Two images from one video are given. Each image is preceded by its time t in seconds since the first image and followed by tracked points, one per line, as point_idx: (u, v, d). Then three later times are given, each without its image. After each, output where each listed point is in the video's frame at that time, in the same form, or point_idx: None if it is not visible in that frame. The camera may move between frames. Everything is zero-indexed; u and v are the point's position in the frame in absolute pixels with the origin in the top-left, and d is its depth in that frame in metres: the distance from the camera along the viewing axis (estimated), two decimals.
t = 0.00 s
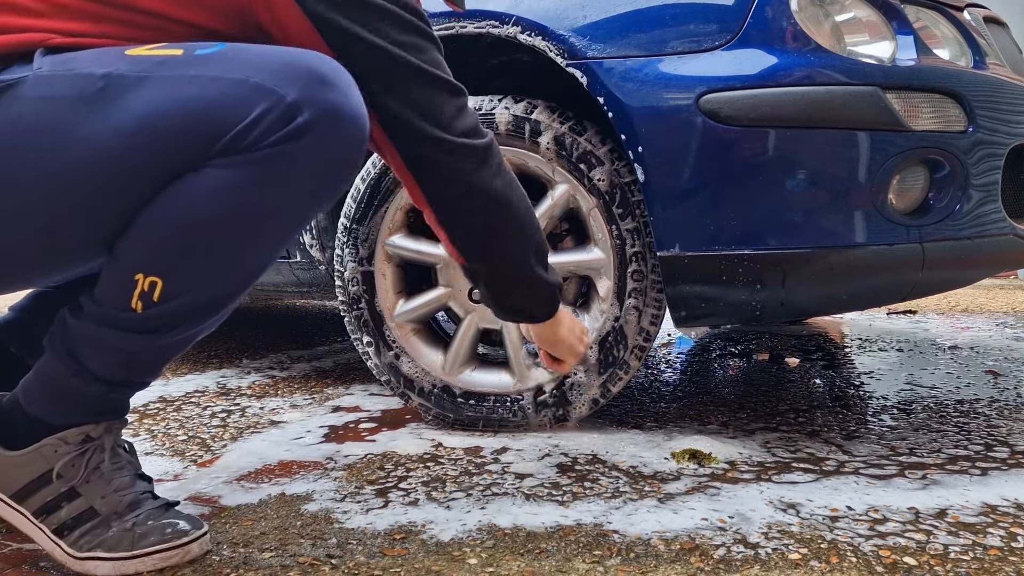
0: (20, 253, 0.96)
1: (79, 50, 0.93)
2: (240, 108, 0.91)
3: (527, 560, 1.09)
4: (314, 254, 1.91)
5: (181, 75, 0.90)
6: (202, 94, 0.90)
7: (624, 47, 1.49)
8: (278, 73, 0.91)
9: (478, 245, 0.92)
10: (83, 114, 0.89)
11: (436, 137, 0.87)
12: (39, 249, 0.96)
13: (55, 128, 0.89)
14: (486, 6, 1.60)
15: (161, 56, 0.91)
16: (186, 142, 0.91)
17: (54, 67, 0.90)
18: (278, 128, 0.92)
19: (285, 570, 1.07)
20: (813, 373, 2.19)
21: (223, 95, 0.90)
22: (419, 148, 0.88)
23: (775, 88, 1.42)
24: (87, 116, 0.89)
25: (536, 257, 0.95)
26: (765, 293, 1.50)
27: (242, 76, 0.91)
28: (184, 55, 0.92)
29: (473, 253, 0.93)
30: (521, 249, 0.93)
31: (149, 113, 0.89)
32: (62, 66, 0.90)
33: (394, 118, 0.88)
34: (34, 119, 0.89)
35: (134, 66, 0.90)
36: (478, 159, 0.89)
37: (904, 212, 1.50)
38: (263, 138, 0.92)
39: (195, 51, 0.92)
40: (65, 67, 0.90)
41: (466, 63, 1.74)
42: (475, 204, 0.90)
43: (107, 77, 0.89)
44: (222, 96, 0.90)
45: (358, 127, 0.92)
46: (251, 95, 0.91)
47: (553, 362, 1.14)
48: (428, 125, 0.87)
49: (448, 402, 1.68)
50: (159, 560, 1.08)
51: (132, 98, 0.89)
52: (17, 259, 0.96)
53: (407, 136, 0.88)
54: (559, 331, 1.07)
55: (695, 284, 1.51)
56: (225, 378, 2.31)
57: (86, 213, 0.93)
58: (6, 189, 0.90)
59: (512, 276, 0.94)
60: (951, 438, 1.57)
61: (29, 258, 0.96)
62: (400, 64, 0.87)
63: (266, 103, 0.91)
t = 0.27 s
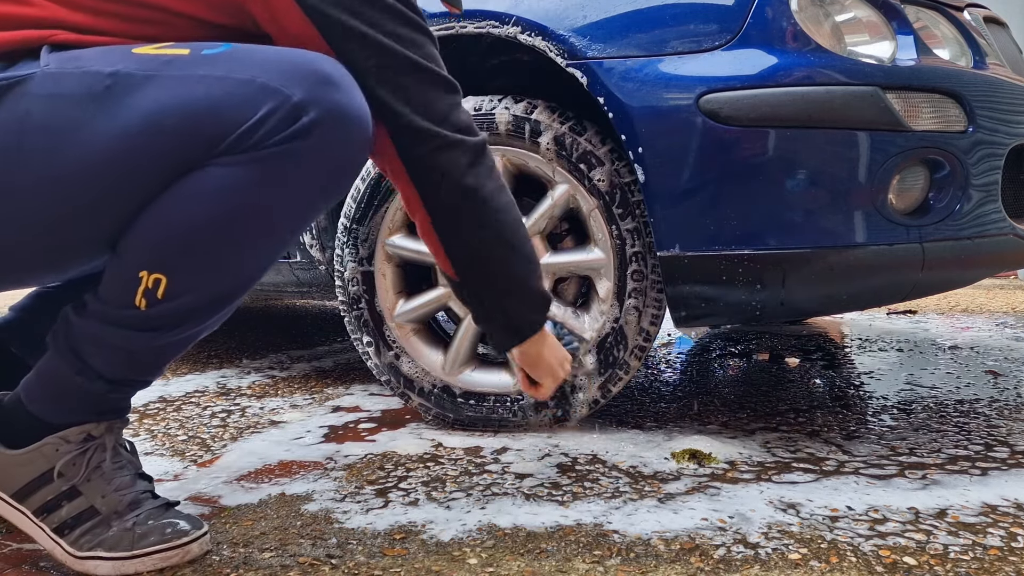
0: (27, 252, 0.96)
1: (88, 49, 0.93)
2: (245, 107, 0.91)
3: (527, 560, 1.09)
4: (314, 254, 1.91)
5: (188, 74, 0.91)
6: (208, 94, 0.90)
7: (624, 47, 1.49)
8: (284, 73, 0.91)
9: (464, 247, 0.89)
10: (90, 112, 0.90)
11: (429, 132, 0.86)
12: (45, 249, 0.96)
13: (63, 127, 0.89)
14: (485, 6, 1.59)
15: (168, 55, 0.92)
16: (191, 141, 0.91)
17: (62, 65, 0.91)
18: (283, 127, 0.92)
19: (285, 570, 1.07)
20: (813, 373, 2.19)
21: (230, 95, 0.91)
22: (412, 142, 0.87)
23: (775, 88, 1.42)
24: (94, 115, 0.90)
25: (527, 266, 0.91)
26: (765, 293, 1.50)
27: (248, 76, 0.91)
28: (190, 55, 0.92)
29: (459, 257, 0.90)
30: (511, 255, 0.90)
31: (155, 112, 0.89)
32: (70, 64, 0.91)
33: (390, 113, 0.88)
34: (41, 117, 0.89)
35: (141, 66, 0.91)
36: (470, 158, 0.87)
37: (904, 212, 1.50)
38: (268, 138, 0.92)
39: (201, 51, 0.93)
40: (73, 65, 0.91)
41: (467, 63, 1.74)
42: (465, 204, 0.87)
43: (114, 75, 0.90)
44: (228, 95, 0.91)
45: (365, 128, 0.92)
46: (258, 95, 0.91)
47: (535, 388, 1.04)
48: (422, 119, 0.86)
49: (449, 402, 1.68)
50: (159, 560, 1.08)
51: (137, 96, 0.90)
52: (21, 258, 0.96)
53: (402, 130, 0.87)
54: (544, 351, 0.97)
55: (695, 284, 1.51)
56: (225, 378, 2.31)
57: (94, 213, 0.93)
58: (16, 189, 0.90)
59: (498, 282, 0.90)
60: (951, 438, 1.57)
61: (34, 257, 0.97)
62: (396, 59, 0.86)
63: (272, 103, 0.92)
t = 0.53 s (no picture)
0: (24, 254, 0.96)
1: (83, 52, 0.93)
2: (243, 108, 0.91)
3: (527, 559, 1.09)
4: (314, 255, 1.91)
5: (185, 76, 0.91)
6: (205, 95, 0.90)
7: (624, 47, 1.49)
8: (282, 72, 0.90)
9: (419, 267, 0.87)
10: (88, 114, 0.90)
11: (402, 153, 0.87)
12: (44, 251, 0.96)
13: (60, 131, 0.89)
14: (486, 6, 1.59)
15: (164, 57, 0.92)
16: (190, 142, 0.91)
17: (59, 68, 0.90)
18: (282, 127, 0.91)
19: (285, 570, 1.07)
20: (813, 373, 2.19)
21: (228, 96, 0.90)
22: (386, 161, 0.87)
23: (775, 88, 1.42)
24: (93, 117, 0.90)
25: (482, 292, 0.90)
26: (765, 293, 1.50)
27: (246, 77, 0.91)
28: (187, 56, 0.92)
29: (412, 276, 0.87)
30: (467, 279, 0.88)
31: (151, 112, 0.89)
32: (66, 67, 0.91)
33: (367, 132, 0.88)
34: (37, 119, 0.89)
35: (137, 68, 0.91)
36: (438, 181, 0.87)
37: (904, 212, 1.50)
38: (268, 138, 0.91)
39: (198, 52, 0.93)
40: (69, 68, 0.90)
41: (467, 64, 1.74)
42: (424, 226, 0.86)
43: (110, 78, 0.90)
44: (227, 97, 0.90)
45: (361, 127, 0.87)
46: (256, 95, 0.91)
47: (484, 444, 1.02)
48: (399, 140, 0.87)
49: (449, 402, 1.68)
50: (159, 560, 1.08)
51: (136, 98, 0.90)
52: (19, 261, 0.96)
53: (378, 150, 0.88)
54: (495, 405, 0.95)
55: (695, 284, 1.51)
56: (225, 378, 2.31)
57: (95, 213, 0.94)
58: (16, 192, 0.90)
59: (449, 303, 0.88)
60: (951, 438, 1.57)
61: (33, 259, 0.97)
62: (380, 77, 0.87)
63: (270, 103, 0.91)
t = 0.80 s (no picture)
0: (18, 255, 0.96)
1: (69, 52, 0.93)
2: (226, 105, 0.91)
3: (527, 560, 1.09)
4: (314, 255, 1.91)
5: (169, 73, 0.90)
6: (189, 93, 0.90)
7: (624, 47, 1.49)
8: (266, 71, 0.91)
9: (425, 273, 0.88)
10: (72, 115, 0.90)
11: (405, 155, 0.86)
12: (36, 252, 0.96)
13: (44, 132, 0.89)
14: (486, 6, 1.59)
15: (148, 55, 0.91)
16: (175, 140, 0.91)
17: (45, 68, 0.90)
18: (266, 125, 0.92)
19: (286, 570, 1.07)
20: (812, 373, 2.19)
21: (210, 93, 0.90)
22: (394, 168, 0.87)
23: (775, 88, 1.42)
24: (78, 116, 0.90)
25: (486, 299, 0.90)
26: (765, 293, 1.50)
27: (229, 74, 0.91)
28: (172, 53, 0.91)
29: (419, 278, 0.88)
30: (470, 283, 0.89)
31: (136, 112, 0.89)
32: (51, 67, 0.90)
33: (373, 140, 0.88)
34: (21, 120, 0.89)
35: (121, 67, 0.90)
36: (441, 189, 0.87)
37: (904, 212, 1.50)
38: (250, 137, 0.92)
39: (183, 49, 0.92)
40: (54, 68, 0.90)
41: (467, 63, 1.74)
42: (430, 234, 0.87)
43: (93, 77, 0.90)
44: (210, 95, 0.90)
45: (349, 123, 0.89)
46: (240, 92, 0.91)
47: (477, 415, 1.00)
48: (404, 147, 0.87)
49: (449, 402, 1.68)
50: (159, 560, 1.08)
51: (119, 97, 0.90)
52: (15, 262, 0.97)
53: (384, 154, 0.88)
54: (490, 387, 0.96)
55: (695, 284, 1.51)
56: (225, 378, 2.31)
57: (83, 213, 0.94)
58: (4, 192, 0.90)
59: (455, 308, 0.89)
60: (951, 438, 1.57)
61: (27, 259, 0.97)
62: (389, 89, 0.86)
63: (254, 100, 0.91)
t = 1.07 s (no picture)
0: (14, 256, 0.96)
1: (66, 49, 0.93)
2: (223, 102, 0.91)
3: (527, 560, 1.09)
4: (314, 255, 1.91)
5: (165, 70, 0.90)
6: (185, 91, 0.90)
7: (624, 47, 1.49)
8: (263, 67, 0.91)
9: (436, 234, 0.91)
10: (68, 112, 0.90)
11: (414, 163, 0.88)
12: (32, 251, 0.96)
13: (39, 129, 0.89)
14: (486, 6, 1.59)
15: (144, 52, 0.91)
16: (171, 139, 0.91)
17: (41, 65, 0.90)
18: (263, 123, 0.92)
19: (286, 570, 1.07)
20: (813, 373, 2.19)
21: (206, 90, 0.90)
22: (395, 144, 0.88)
23: (775, 88, 1.42)
24: (74, 114, 0.90)
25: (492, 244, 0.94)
26: (765, 293, 1.50)
27: (225, 71, 0.91)
28: (168, 50, 0.91)
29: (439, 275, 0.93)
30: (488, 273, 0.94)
31: (132, 109, 0.89)
32: (47, 64, 0.90)
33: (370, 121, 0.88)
34: (18, 117, 0.89)
35: (117, 63, 0.90)
36: (451, 186, 0.89)
37: (904, 212, 1.50)
38: (247, 134, 0.92)
39: (179, 47, 0.92)
40: (50, 65, 0.90)
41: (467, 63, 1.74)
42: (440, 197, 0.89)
43: (90, 74, 0.90)
44: (208, 92, 0.90)
45: (347, 120, 0.90)
46: (236, 90, 0.91)
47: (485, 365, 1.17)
48: (404, 120, 0.87)
49: (449, 402, 1.68)
50: (159, 560, 1.08)
51: (116, 94, 0.90)
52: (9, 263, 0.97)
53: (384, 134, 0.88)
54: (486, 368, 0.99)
55: (695, 284, 1.51)
56: (225, 378, 2.31)
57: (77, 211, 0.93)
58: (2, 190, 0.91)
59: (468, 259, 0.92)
60: (951, 438, 1.57)
61: (27, 257, 0.96)
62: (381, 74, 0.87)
63: (251, 97, 0.91)
